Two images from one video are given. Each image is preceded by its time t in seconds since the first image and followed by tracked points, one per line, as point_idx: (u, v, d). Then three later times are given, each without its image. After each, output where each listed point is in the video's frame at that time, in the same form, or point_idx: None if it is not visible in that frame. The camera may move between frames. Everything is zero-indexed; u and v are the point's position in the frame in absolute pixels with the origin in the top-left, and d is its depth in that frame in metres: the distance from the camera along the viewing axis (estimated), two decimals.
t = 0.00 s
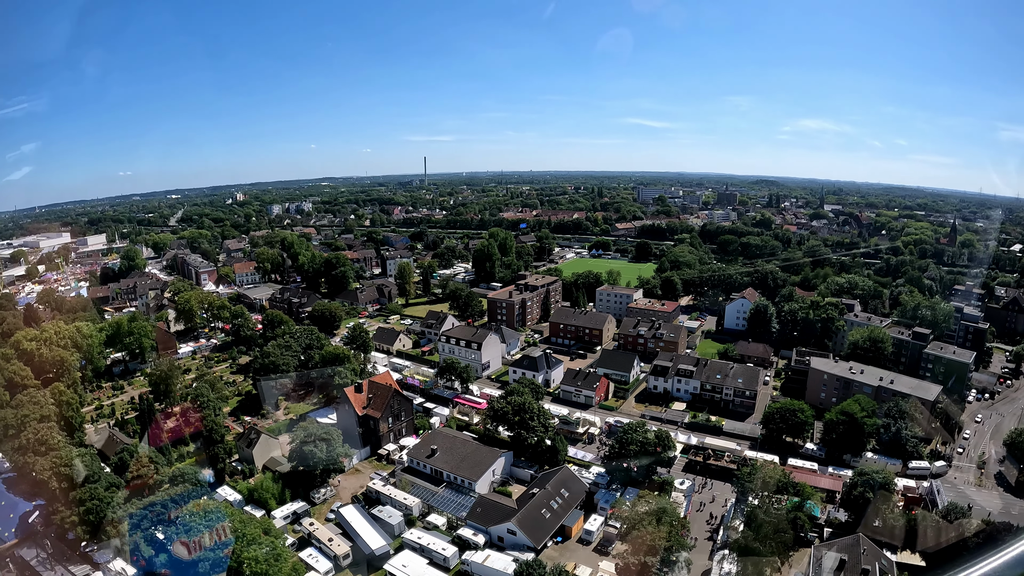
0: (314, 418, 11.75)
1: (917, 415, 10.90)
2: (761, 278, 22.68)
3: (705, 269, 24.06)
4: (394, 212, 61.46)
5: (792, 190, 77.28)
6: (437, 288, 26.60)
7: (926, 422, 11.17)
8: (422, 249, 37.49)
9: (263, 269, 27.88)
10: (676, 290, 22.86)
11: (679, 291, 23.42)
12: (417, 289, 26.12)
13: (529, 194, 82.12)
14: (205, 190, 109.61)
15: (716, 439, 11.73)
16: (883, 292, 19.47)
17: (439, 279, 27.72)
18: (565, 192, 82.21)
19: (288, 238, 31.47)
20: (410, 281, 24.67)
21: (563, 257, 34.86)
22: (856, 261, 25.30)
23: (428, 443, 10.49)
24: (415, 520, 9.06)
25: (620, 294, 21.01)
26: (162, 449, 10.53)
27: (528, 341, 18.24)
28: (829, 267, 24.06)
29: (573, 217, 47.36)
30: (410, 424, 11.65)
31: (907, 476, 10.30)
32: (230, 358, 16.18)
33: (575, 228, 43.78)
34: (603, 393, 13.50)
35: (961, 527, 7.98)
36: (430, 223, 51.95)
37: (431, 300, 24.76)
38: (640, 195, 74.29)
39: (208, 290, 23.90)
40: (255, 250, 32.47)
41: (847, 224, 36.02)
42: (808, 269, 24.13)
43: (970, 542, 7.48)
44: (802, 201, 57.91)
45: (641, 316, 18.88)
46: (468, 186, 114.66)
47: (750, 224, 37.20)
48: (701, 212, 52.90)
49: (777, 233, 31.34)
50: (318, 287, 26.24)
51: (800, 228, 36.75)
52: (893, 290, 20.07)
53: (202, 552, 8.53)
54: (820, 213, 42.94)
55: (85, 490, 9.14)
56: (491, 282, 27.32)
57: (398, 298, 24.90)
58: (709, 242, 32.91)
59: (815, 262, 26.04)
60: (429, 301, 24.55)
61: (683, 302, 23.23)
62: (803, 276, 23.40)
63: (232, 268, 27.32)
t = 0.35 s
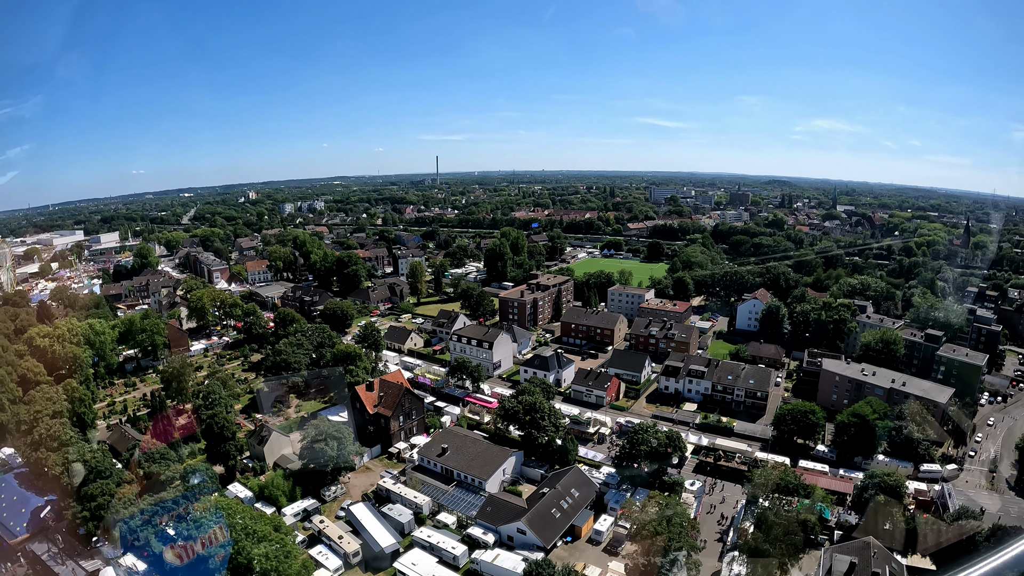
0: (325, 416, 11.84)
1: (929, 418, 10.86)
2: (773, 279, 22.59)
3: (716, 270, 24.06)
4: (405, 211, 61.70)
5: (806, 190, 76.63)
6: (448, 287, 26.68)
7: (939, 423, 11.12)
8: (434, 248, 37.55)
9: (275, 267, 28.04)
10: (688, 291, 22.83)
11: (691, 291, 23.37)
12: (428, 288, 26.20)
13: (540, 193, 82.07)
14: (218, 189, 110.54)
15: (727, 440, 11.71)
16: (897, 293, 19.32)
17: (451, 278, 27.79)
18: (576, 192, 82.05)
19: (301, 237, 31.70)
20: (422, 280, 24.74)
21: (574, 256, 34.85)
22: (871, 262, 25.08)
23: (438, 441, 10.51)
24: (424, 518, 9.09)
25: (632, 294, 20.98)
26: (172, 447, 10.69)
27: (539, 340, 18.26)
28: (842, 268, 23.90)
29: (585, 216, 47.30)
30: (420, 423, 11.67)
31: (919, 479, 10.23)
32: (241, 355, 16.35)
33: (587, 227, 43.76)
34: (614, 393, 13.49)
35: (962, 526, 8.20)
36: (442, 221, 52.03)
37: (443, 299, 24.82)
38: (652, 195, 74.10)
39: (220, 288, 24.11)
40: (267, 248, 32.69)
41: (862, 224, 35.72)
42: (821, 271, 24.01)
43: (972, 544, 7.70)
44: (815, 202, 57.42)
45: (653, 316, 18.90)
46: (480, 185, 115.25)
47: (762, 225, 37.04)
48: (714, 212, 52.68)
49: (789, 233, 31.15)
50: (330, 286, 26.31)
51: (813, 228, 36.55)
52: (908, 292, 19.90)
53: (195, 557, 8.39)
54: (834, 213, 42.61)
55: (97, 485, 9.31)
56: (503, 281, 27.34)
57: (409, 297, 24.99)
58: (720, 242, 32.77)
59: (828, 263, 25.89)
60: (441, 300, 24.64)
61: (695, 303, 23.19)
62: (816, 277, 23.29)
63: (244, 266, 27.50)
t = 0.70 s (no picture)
0: (336, 415, 11.94)
1: (940, 420, 10.81)
2: (785, 280, 22.49)
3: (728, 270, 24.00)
4: (416, 210, 61.98)
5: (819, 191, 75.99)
6: (460, 286, 26.76)
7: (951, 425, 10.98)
8: (445, 247, 37.63)
9: (287, 265, 28.23)
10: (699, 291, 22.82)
11: (702, 291, 23.34)
12: (439, 287, 26.29)
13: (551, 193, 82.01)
14: (230, 189, 111.40)
15: (737, 441, 11.69)
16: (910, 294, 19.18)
17: (462, 277, 27.86)
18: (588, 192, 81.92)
19: (313, 235, 31.92)
20: (433, 279, 24.82)
21: (586, 255, 34.85)
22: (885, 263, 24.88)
23: (449, 440, 10.55)
24: (434, 516, 9.12)
25: (643, 294, 20.96)
26: (184, 444, 10.82)
27: (550, 340, 18.28)
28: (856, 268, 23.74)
29: (597, 216, 47.25)
30: (431, 422, 11.69)
31: (929, 482, 10.15)
32: (253, 353, 16.52)
33: (599, 227, 43.74)
34: (624, 393, 13.48)
35: (961, 528, 8.28)
36: (453, 220, 52.13)
37: (454, 298, 24.89)
38: (663, 195, 73.90)
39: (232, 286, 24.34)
40: (279, 246, 32.95)
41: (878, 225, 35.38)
42: (833, 271, 23.88)
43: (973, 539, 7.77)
44: (829, 201, 56.95)
45: (664, 316, 18.91)
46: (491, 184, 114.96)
47: (775, 225, 36.85)
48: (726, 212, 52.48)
49: (802, 233, 30.97)
50: (342, 284, 26.47)
51: (828, 228, 36.31)
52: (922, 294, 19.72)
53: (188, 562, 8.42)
54: (849, 212, 42.27)
55: (110, 480, 9.49)
56: (514, 280, 27.36)
57: (421, 296, 25.08)
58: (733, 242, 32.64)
59: (842, 263, 25.73)
60: (452, 298, 24.71)
61: (707, 303, 23.17)
62: (828, 278, 23.18)
63: (256, 264, 27.70)
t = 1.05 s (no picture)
0: (347, 413, 12.04)
1: (952, 422, 10.74)
2: (797, 280, 22.39)
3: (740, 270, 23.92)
4: (428, 209, 62.16)
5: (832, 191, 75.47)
6: (471, 285, 26.85)
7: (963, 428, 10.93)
8: (457, 246, 37.75)
9: (299, 263, 28.40)
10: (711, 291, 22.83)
11: (713, 292, 23.32)
12: (451, 286, 26.37)
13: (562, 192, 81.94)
14: (241, 189, 112.10)
15: (748, 442, 11.70)
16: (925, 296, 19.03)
17: (473, 276, 27.96)
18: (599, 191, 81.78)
19: (325, 234, 32.09)
20: (444, 278, 24.91)
21: (597, 255, 34.85)
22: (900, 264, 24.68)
23: (459, 439, 10.56)
24: (444, 515, 9.15)
25: (655, 294, 20.93)
26: (194, 441, 10.94)
27: (560, 339, 18.30)
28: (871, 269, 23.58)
29: (608, 216, 47.20)
30: (441, 420, 11.72)
31: (941, 484, 10.08)
32: (264, 350, 16.64)
33: (610, 226, 43.73)
34: (635, 393, 13.49)
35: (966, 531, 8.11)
36: (465, 220, 52.26)
37: (465, 296, 24.97)
38: (675, 194, 73.71)
39: (244, 284, 24.57)
40: (290, 245, 33.22)
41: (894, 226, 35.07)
42: (846, 272, 23.76)
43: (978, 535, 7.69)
44: (843, 202, 56.52)
45: (676, 317, 18.94)
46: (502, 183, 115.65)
47: (788, 225, 36.69)
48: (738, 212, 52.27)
49: (815, 233, 30.79)
50: (353, 282, 26.61)
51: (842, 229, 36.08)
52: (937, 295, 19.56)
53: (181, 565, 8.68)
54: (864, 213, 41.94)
55: (121, 476, 9.57)
56: (525, 279, 27.37)
57: (432, 295, 25.17)
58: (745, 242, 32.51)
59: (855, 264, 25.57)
60: (463, 297, 24.79)
61: (718, 304, 23.17)
62: (840, 279, 23.07)
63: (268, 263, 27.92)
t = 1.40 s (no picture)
0: (358, 411, 12.13)
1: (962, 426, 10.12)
2: (810, 281, 22.28)
3: (753, 270, 23.86)
4: (440, 208, 62.38)
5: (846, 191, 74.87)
6: (482, 284, 26.93)
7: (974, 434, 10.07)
8: (469, 245, 37.80)
9: (312, 261, 28.52)
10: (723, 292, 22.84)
11: (726, 292, 23.35)
12: (462, 284, 26.46)
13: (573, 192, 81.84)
14: (255, 188, 112.78)
15: (759, 443, 11.74)
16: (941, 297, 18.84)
17: (485, 275, 28.07)
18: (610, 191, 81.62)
19: (338, 232, 32.28)
20: (456, 276, 24.99)
21: (609, 255, 34.86)
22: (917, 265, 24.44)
23: (469, 438, 10.60)
24: (454, 514, 9.19)
25: (666, 294, 20.92)
26: (206, 437, 11.05)
27: (572, 339, 18.35)
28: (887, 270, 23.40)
29: (621, 216, 47.15)
30: (452, 419, 11.76)
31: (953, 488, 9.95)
32: (276, 349, 16.76)
33: (623, 226, 43.69)
34: (646, 393, 13.50)
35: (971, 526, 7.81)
36: (477, 219, 52.36)
37: (477, 296, 25.07)
38: (687, 194, 73.52)
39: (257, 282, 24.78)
40: (303, 243, 33.45)
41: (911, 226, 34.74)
42: (860, 273, 23.60)
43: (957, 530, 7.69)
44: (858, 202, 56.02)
45: (687, 317, 18.95)
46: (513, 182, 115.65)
47: (802, 225, 36.49)
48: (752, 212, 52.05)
49: (830, 233, 30.60)
50: (365, 281, 26.75)
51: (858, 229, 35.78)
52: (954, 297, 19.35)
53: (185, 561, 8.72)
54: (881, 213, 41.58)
55: (132, 472, 9.64)
56: (537, 279, 27.42)
57: (444, 293, 25.27)
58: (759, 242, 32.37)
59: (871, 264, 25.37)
60: (475, 296, 24.88)
61: (731, 304, 23.20)
62: (854, 280, 22.92)
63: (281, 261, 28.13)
